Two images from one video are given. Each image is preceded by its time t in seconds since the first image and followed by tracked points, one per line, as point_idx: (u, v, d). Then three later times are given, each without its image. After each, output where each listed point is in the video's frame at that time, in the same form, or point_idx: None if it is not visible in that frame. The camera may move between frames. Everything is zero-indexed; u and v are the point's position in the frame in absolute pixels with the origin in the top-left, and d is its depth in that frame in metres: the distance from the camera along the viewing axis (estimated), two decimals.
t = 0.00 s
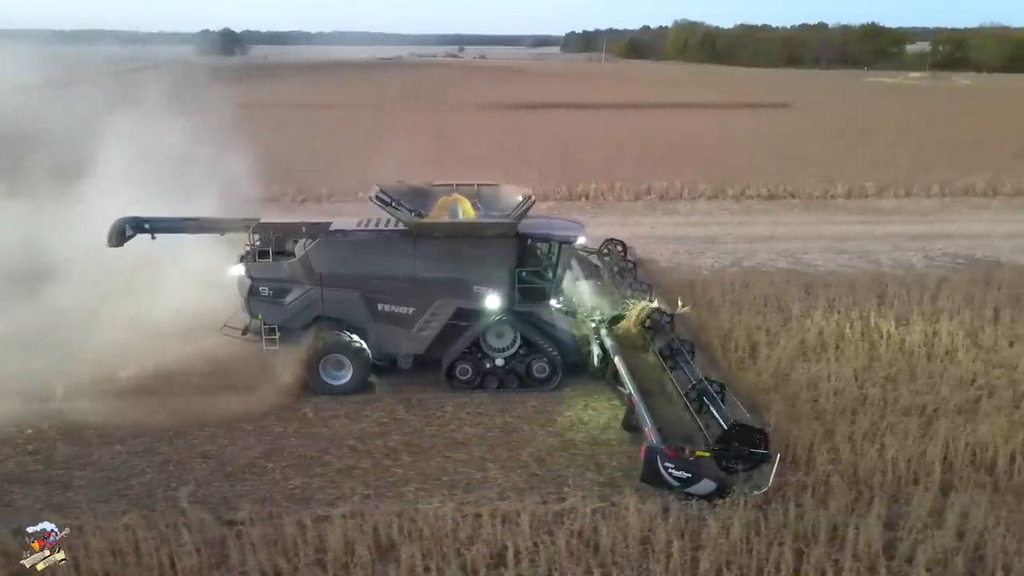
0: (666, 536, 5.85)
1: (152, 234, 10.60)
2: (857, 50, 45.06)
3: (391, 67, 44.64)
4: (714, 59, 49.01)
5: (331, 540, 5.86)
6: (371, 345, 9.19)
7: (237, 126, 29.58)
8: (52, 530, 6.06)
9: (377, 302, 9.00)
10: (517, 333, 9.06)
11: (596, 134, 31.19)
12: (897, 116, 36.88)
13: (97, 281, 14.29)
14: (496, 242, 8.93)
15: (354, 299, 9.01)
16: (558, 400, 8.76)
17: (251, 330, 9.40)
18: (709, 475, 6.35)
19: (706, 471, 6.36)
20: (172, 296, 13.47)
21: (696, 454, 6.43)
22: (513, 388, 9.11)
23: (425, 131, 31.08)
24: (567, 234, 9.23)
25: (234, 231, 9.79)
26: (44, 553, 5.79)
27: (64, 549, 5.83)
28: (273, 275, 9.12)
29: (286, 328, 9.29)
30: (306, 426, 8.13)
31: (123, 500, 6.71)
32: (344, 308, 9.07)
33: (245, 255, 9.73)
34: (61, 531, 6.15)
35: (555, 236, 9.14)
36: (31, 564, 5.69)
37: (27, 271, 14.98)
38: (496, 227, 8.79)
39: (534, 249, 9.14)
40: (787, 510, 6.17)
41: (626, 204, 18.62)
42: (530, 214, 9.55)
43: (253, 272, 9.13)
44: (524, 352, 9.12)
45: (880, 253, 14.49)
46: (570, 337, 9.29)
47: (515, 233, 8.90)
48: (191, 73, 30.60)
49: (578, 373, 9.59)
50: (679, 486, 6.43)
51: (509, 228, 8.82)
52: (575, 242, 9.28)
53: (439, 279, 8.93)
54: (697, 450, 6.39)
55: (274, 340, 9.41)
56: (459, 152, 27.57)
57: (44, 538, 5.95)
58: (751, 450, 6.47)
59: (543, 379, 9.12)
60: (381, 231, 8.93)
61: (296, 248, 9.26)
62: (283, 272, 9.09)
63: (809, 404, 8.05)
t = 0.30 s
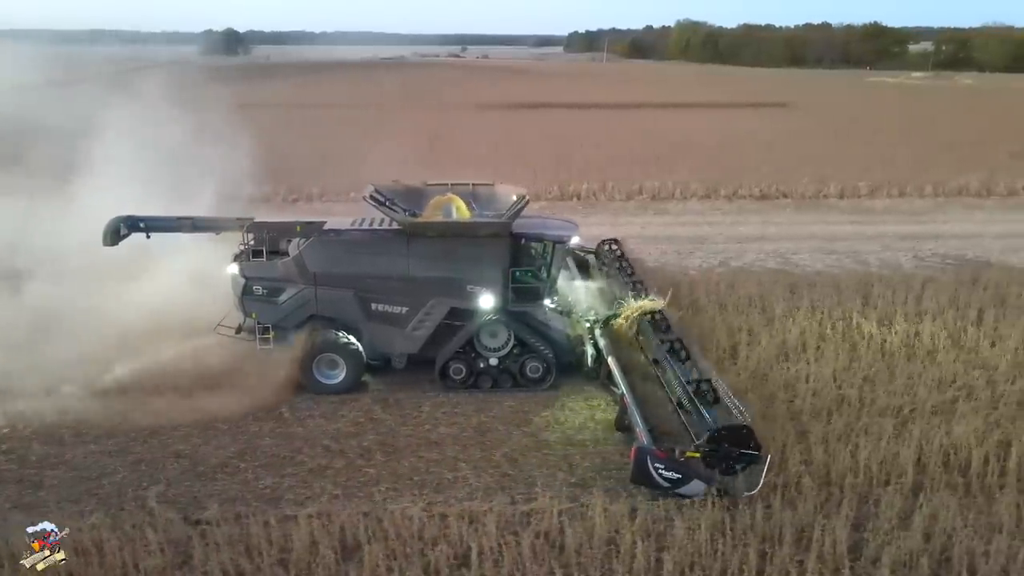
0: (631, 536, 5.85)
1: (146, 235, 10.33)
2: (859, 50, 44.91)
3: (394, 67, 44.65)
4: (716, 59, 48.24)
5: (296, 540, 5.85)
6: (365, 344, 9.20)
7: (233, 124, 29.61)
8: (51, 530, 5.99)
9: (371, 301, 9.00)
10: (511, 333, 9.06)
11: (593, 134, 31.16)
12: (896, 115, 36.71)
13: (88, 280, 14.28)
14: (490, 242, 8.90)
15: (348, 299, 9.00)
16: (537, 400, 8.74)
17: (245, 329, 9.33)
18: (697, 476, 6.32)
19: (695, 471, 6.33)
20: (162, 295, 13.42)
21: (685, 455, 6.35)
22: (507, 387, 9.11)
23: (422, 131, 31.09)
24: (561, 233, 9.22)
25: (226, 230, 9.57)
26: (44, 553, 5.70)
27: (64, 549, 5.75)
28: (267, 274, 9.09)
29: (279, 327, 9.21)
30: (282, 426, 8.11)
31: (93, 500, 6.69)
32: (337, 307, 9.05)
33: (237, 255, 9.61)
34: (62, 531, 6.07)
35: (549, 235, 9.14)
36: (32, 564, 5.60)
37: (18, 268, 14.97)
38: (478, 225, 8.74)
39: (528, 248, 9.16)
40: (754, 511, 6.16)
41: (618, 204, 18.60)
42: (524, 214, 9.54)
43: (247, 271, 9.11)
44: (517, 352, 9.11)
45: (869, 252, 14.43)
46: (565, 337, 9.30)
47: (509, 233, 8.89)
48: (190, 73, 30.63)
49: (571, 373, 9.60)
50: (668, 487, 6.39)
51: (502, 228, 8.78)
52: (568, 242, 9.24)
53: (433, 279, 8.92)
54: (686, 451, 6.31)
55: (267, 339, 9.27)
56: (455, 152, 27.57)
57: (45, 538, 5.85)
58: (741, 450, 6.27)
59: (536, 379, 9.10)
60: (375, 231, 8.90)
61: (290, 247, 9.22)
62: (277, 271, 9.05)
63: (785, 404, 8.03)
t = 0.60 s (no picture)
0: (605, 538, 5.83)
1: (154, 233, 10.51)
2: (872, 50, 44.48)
3: (405, 66, 44.71)
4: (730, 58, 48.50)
5: (271, 539, 5.86)
6: (369, 343, 9.24)
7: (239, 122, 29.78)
8: (52, 529, 5.94)
9: (375, 300, 9.03)
10: (514, 333, 9.06)
11: (600, 134, 31.09)
12: (907, 115, 36.35)
13: (93, 275, 14.38)
14: (493, 242, 8.90)
15: (351, 297, 9.04)
16: (525, 400, 8.71)
17: (249, 328, 9.32)
18: (697, 477, 6.26)
19: (694, 473, 6.27)
20: (165, 291, 13.50)
21: (686, 456, 6.32)
22: (510, 387, 9.12)
23: (428, 131, 31.14)
24: (564, 234, 9.19)
25: (231, 227, 9.86)
26: (43, 553, 5.68)
27: (64, 549, 5.73)
28: (270, 272, 9.13)
29: (284, 326, 9.27)
30: (266, 424, 8.14)
31: (75, 497, 6.74)
32: (341, 306, 9.09)
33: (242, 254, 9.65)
34: (62, 531, 6.02)
35: (552, 235, 9.11)
36: (31, 564, 5.58)
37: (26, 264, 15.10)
38: (471, 224, 8.73)
39: (531, 249, 9.09)
40: (731, 513, 6.12)
41: (619, 204, 18.54)
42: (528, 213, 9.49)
43: (251, 269, 9.14)
44: (520, 351, 9.10)
45: (869, 254, 14.31)
46: (568, 337, 9.28)
47: (511, 233, 8.88)
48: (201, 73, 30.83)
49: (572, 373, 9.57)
50: (668, 489, 6.32)
51: (506, 228, 8.79)
52: (571, 242, 9.25)
53: (437, 278, 8.92)
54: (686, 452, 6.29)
55: (272, 336, 9.31)
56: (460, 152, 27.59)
57: (45, 538, 5.82)
58: (742, 453, 6.23)
59: (539, 379, 9.10)
60: (379, 230, 8.93)
61: (293, 246, 9.21)
62: (280, 270, 9.08)
63: (772, 405, 7.98)
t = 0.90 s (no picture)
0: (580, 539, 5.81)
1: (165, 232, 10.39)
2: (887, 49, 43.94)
3: (416, 66, 44.71)
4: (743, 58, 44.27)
5: (247, 537, 5.88)
6: (375, 343, 9.25)
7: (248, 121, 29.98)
8: (52, 529, 5.94)
9: (380, 300, 9.03)
10: (519, 333, 9.07)
11: (607, 134, 30.98)
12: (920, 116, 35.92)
13: (99, 271, 14.50)
14: (496, 242, 8.85)
15: (357, 297, 9.05)
16: (513, 400, 8.69)
17: (256, 326, 9.41)
18: (701, 479, 6.21)
19: (697, 474, 6.23)
20: (168, 288, 13.61)
21: (689, 457, 6.30)
22: (514, 387, 9.13)
23: (436, 130, 31.17)
24: (570, 233, 9.09)
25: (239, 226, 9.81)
26: (44, 553, 5.69)
27: (64, 549, 5.74)
28: (277, 271, 9.20)
29: (290, 325, 9.30)
30: (254, 421, 8.18)
31: (61, 492, 6.81)
32: (347, 304, 9.10)
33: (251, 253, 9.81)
34: (62, 531, 6.01)
35: (558, 235, 9.02)
36: (32, 564, 5.59)
37: (34, 262, 15.24)
38: (474, 223, 8.70)
39: (538, 249, 9.04)
40: (709, 515, 6.08)
41: (621, 205, 18.47)
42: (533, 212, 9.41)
43: (258, 268, 9.26)
44: (526, 352, 9.12)
45: (871, 255, 14.17)
46: (574, 338, 9.29)
47: (516, 233, 8.82)
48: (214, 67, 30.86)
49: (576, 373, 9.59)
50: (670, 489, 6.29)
51: (510, 227, 8.73)
52: (578, 242, 9.10)
53: (441, 278, 8.93)
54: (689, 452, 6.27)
55: (278, 335, 9.37)
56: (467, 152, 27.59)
57: (45, 538, 5.82)
58: (746, 455, 6.20)
59: (544, 379, 9.10)
60: (385, 229, 8.94)
61: (298, 245, 9.30)
62: (287, 269, 9.14)
63: (761, 408, 7.92)
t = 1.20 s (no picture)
0: (554, 539, 5.79)
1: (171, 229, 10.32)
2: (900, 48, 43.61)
3: (424, 66, 44.75)
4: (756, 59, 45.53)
5: (223, 535, 5.90)
6: (379, 342, 9.29)
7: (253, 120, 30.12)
8: (52, 529, 5.95)
9: (384, 299, 9.06)
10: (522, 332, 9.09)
11: (613, 134, 30.94)
12: (930, 116, 35.65)
13: (102, 267, 14.53)
14: (500, 241, 8.89)
15: (362, 296, 9.08)
16: (500, 399, 8.68)
17: (261, 324, 9.42)
18: (702, 479, 6.21)
19: (699, 475, 6.22)
20: (169, 285, 13.67)
21: (690, 458, 6.28)
22: (517, 386, 9.14)
23: (441, 130, 31.22)
24: (573, 233, 9.13)
25: (246, 224, 9.58)
26: (44, 552, 5.74)
27: (64, 549, 5.80)
28: (282, 269, 9.21)
29: (294, 323, 9.32)
30: (241, 419, 8.22)
31: (45, 489, 6.86)
32: (351, 303, 9.13)
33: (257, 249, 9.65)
34: (62, 530, 6.04)
35: (562, 235, 9.06)
36: (31, 563, 5.62)
37: (37, 259, 15.33)
38: (480, 222, 8.73)
39: (541, 248, 9.08)
40: (685, 515, 6.07)
41: (622, 204, 18.45)
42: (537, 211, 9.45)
43: (263, 266, 9.27)
44: (529, 351, 9.12)
45: (870, 255, 14.08)
46: (578, 338, 9.22)
47: (520, 233, 8.87)
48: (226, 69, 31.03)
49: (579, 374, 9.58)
50: (672, 489, 6.29)
51: (515, 227, 8.77)
52: (582, 241, 9.15)
53: (445, 277, 8.95)
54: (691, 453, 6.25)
55: (283, 334, 9.38)
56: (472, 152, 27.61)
57: (45, 537, 5.86)
58: (747, 456, 6.20)
59: (547, 378, 9.13)
60: (390, 228, 8.97)
61: (304, 243, 9.25)
62: (292, 267, 9.15)
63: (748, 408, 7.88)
